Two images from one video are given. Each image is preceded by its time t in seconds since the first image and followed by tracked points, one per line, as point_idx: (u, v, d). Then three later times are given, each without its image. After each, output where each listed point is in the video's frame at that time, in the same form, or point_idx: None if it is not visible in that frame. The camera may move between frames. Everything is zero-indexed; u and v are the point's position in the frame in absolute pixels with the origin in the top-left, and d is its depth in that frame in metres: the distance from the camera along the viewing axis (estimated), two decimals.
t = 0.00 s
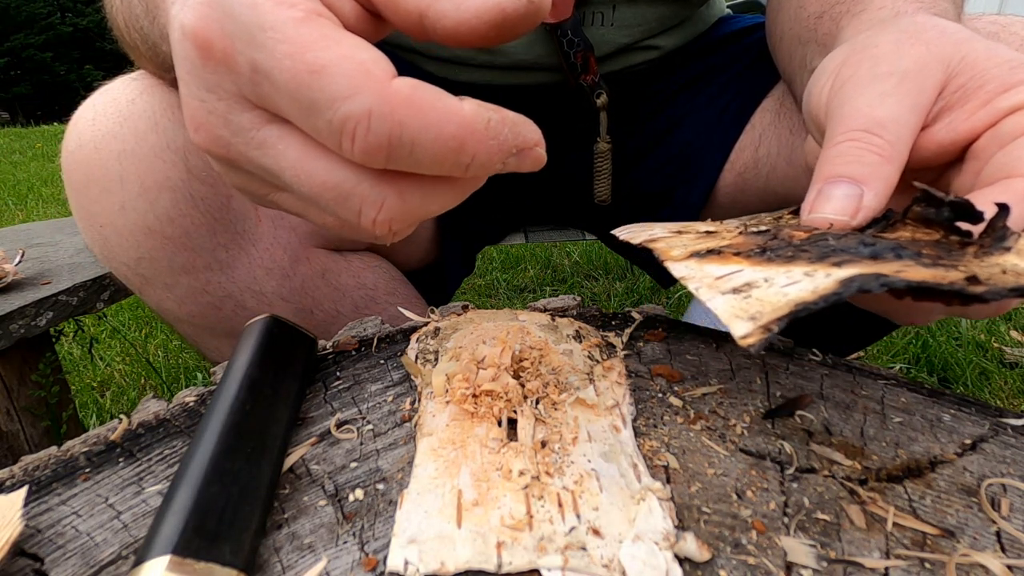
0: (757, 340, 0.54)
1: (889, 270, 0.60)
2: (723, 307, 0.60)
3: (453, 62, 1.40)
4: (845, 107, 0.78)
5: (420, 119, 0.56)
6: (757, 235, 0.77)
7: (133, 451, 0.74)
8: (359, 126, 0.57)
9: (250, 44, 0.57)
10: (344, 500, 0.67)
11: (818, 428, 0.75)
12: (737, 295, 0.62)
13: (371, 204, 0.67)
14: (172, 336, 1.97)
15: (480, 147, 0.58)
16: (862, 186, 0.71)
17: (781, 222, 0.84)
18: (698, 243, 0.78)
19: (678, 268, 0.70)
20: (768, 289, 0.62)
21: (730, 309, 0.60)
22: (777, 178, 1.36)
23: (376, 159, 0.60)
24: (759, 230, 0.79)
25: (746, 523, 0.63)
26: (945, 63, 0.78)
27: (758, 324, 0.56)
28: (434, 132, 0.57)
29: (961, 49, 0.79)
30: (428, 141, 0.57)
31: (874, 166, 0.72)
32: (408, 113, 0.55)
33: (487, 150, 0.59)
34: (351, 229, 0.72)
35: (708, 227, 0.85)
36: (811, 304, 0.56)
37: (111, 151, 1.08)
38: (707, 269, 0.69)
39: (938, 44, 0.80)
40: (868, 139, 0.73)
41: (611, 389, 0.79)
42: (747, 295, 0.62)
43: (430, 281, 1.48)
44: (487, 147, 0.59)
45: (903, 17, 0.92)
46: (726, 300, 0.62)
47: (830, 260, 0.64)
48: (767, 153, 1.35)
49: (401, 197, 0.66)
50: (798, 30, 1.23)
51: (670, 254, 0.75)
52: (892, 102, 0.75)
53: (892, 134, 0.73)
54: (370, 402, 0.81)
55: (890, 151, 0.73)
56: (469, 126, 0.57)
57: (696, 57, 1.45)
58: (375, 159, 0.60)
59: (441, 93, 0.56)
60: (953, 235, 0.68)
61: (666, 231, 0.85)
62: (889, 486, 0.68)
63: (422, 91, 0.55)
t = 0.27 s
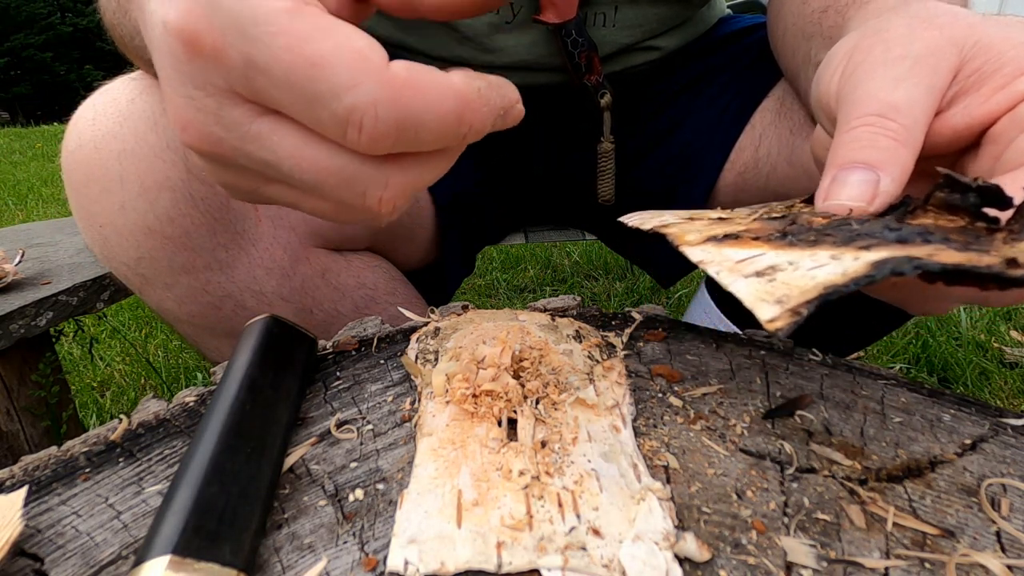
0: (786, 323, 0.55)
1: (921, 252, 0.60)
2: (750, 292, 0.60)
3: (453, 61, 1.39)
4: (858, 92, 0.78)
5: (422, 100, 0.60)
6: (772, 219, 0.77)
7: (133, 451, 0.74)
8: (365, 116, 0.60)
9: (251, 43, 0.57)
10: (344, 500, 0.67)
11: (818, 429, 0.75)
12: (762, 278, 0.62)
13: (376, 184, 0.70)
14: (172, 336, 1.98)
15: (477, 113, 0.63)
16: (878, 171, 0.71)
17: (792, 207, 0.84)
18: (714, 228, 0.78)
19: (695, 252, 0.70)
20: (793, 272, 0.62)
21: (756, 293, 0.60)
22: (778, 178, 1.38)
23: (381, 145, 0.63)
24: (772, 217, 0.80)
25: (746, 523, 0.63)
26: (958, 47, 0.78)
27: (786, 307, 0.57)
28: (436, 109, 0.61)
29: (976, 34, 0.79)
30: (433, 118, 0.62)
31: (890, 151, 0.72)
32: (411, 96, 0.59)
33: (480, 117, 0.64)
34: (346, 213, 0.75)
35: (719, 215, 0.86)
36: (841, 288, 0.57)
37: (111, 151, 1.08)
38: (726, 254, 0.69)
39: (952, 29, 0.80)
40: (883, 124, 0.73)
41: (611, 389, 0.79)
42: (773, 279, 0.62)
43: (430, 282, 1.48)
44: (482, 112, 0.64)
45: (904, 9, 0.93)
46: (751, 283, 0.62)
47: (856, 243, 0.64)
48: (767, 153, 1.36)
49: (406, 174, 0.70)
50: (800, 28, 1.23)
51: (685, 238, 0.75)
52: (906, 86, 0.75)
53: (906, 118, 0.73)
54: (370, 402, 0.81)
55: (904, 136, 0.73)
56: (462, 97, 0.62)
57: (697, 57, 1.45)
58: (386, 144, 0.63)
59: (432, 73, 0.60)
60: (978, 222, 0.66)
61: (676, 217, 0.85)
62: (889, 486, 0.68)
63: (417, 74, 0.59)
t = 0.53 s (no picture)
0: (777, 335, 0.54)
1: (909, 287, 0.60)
2: (760, 192, 0.58)
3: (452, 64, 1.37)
4: (866, 49, 0.76)
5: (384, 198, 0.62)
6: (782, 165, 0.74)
7: (133, 451, 0.74)
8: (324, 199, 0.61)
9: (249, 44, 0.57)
10: (344, 500, 0.67)
11: (818, 428, 0.75)
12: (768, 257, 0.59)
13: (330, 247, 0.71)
14: (172, 336, 1.98)
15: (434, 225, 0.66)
16: (886, 120, 0.67)
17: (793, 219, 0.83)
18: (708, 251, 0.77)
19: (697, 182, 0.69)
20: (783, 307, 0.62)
21: (765, 191, 0.58)
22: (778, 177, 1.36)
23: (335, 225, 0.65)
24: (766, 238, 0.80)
25: (746, 523, 0.64)
26: (964, 9, 0.79)
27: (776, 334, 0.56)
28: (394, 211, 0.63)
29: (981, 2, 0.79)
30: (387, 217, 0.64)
31: (900, 100, 0.68)
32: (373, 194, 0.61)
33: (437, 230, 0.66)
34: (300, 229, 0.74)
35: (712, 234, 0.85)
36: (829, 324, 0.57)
37: (111, 151, 1.08)
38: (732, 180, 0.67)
39: None
40: (890, 75, 0.71)
41: (611, 389, 0.79)
42: (784, 181, 0.60)
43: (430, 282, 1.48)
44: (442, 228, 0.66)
45: None
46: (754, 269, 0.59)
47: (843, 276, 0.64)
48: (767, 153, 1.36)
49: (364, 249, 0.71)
50: (800, 30, 1.23)
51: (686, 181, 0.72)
52: (912, 42, 0.74)
53: (915, 72, 0.71)
54: (370, 402, 0.81)
55: (915, 88, 0.70)
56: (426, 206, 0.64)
57: (697, 57, 1.45)
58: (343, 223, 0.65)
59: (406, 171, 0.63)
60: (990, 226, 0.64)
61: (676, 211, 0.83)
62: (889, 486, 0.68)
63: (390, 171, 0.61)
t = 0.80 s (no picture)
0: (780, 371, 0.55)
1: (907, 294, 0.59)
2: (742, 336, 0.60)
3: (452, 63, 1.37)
4: (851, 119, 0.77)
5: (369, 158, 0.59)
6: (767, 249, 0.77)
7: (134, 451, 0.74)
8: (306, 162, 0.59)
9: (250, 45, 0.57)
10: (344, 500, 0.67)
11: (818, 428, 0.75)
12: (755, 321, 0.62)
13: (320, 225, 0.70)
14: (172, 336, 1.98)
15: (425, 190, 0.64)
16: (869, 199, 0.71)
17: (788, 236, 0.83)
18: (712, 259, 0.77)
19: (692, 289, 0.70)
20: (786, 315, 0.61)
21: (749, 337, 0.60)
22: (778, 176, 1.35)
23: (319, 194, 0.63)
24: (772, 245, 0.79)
25: (746, 523, 0.64)
26: (947, 75, 0.78)
27: (778, 354, 0.56)
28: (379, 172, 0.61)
29: (964, 60, 0.79)
30: (375, 184, 0.62)
31: (881, 178, 0.72)
32: (357, 151, 0.59)
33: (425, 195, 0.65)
34: (289, 250, 0.75)
35: (715, 242, 0.85)
36: (833, 333, 0.56)
37: (111, 151, 1.08)
38: (721, 291, 0.68)
39: (938, 56, 0.80)
40: (873, 153, 0.73)
41: (611, 389, 0.79)
42: (765, 321, 0.61)
43: (430, 282, 1.47)
44: (428, 195, 0.65)
45: (901, 25, 0.93)
46: (744, 326, 0.61)
47: (846, 283, 0.64)
48: (768, 153, 1.35)
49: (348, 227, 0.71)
50: (799, 31, 1.23)
51: (680, 273, 0.74)
52: (895, 114, 0.75)
53: (899, 147, 0.73)
54: (370, 402, 0.81)
55: (897, 163, 0.73)
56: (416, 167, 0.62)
57: (696, 57, 1.45)
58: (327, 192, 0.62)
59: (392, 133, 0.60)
60: (967, 252, 0.66)
61: (672, 246, 0.84)
62: (889, 486, 0.68)
63: (374, 132, 0.59)
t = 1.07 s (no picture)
0: (773, 378, 0.55)
1: (902, 301, 0.59)
2: (737, 341, 0.60)
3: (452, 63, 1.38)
4: (848, 122, 0.78)
5: (382, 178, 0.60)
6: (763, 252, 0.77)
7: (134, 451, 0.74)
8: (323, 180, 0.60)
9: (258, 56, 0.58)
10: (344, 500, 0.67)
11: (818, 428, 0.75)
12: (751, 327, 0.62)
13: (331, 240, 0.70)
14: (172, 335, 1.98)
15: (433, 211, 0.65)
16: (865, 203, 0.71)
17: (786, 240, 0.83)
18: (710, 262, 0.77)
19: (688, 293, 0.70)
20: (782, 320, 0.61)
21: (744, 342, 0.60)
22: (778, 176, 1.35)
23: (334, 211, 0.64)
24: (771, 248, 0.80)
25: (746, 523, 0.63)
26: (943, 76, 0.78)
27: (773, 360, 0.57)
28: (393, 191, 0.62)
29: (962, 62, 0.79)
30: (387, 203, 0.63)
31: (877, 182, 0.71)
32: (372, 173, 0.60)
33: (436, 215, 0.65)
34: (298, 262, 0.75)
35: (714, 244, 0.85)
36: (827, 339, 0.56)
37: (111, 151, 1.08)
38: (717, 296, 0.69)
39: (935, 59, 0.80)
40: (868, 155, 0.73)
41: (611, 389, 0.79)
42: (760, 328, 0.61)
43: (430, 281, 1.47)
44: (438, 215, 0.66)
45: (899, 27, 0.93)
46: (739, 331, 0.62)
47: (841, 289, 0.64)
48: (767, 153, 1.35)
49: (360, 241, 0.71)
50: (799, 32, 1.23)
51: (677, 277, 0.74)
52: (891, 116, 0.75)
53: (894, 149, 0.73)
54: (370, 402, 0.81)
55: (893, 167, 0.72)
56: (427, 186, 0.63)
57: (695, 58, 1.46)
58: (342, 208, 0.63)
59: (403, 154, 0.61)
60: (960, 258, 0.64)
61: (670, 248, 0.84)
62: (889, 486, 0.68)
63: (389, 152, 0.60)
